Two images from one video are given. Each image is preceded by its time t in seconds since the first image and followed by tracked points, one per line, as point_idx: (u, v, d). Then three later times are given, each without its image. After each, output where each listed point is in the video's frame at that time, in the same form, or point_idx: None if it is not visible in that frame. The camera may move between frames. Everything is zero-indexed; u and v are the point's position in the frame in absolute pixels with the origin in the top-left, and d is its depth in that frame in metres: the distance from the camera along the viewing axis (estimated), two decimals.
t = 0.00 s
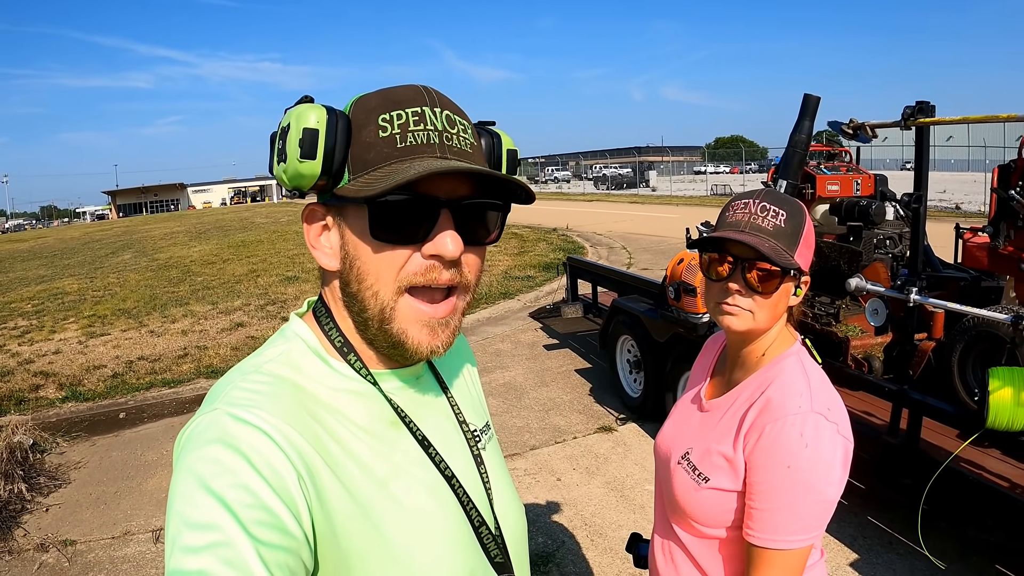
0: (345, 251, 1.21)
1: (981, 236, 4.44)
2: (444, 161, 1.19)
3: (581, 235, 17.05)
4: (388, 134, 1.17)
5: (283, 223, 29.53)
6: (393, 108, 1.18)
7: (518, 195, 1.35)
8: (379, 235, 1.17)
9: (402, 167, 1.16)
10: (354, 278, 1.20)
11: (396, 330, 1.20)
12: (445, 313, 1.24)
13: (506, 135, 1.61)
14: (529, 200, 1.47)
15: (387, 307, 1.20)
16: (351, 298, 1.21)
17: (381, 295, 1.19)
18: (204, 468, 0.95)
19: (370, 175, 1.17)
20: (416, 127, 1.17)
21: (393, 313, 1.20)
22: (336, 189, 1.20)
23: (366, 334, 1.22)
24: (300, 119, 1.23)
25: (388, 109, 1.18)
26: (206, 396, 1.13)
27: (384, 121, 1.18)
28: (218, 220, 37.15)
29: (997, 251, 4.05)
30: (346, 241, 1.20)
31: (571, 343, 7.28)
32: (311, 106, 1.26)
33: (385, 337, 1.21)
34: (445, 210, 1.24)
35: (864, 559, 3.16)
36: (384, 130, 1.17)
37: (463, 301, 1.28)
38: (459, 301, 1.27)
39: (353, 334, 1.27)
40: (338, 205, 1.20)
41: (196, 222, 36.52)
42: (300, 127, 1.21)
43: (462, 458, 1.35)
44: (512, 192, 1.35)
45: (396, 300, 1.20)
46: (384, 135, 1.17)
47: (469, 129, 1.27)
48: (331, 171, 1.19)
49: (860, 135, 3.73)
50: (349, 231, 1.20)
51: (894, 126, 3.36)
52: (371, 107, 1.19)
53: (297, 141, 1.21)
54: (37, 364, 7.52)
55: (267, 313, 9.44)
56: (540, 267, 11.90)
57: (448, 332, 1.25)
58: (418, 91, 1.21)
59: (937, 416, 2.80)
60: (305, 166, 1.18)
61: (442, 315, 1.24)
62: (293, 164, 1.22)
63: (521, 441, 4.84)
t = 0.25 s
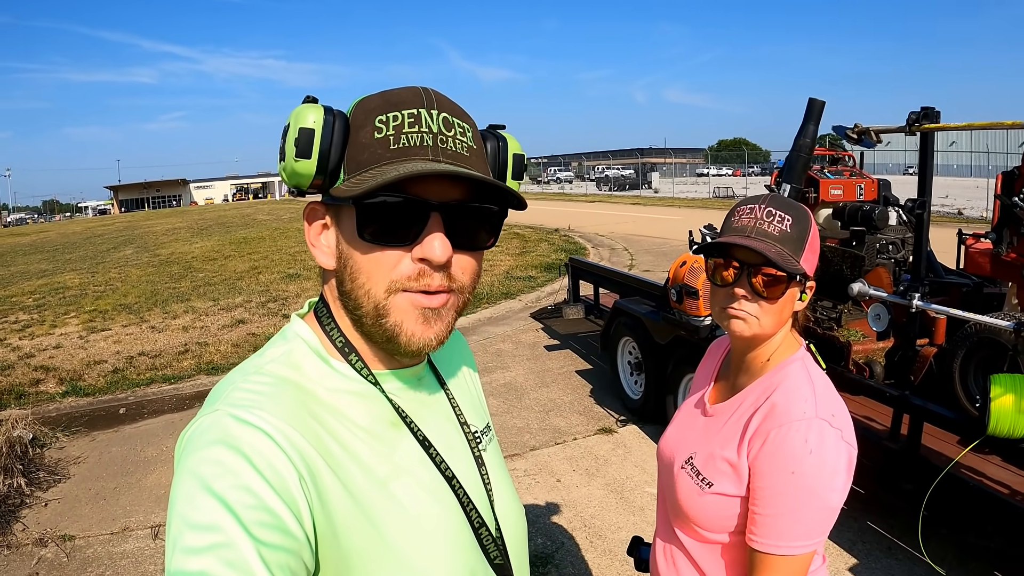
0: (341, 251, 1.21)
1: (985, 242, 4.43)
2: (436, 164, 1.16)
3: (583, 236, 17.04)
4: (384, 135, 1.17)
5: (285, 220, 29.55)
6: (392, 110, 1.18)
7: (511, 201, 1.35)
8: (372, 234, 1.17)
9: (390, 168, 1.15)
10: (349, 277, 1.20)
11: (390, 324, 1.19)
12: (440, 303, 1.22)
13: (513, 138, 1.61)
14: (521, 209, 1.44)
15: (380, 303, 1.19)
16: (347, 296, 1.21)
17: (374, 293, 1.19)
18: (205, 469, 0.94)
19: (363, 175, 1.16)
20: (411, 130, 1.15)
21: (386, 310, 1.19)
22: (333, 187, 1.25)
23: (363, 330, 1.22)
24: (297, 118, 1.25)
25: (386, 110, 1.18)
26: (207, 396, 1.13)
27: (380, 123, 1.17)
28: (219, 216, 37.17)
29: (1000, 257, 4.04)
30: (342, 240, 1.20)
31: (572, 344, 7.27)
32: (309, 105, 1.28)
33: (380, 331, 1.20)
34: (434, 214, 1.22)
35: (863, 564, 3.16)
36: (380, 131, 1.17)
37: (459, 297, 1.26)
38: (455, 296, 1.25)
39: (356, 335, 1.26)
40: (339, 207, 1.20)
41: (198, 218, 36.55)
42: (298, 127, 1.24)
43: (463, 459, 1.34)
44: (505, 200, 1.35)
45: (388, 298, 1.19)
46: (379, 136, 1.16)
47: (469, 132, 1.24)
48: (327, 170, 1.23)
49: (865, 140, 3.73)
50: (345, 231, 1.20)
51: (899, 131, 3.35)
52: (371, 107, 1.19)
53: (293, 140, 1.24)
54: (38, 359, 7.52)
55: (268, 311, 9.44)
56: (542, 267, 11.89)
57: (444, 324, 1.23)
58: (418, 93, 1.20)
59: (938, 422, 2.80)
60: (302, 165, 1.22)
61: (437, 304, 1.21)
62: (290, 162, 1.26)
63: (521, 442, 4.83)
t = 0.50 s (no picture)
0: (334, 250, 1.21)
1: (985, 239, 4.43)
2: (426, 164, 1.16)
3: (583, 235, 17.02)
4: (377, 135, 1.16)
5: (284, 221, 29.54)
6: (385, 109, 1.17)
7: (502, 200, 1.34)
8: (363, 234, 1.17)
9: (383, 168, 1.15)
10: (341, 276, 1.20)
11: (379, 327, 1.19)
12: (428, 309, 1.21)
13: (512, 137, 1.60)
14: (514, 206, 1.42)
15: (368, 305, 1.19)
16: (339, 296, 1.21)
17: (362, 294, 1.19)
18: (203, 469, 0.94)
19: (354, 174, 1.16)
20: (402, 129, 1.15)
21: (374, 311, 1.19)
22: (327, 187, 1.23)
23: (355, 330, 1.22)
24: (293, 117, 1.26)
25: (379, 109, 1.17)
26: (206, 397, 1.12)
27: (373, 122, 1.17)
28: (219, 217, 37.18)
29: (1000, 254, 4.03)
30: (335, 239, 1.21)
31: (573, 343, 7.27)
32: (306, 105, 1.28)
33: (370, 333, 1.20)
34: (427, 213, 1.22)
35: (865, 561, 3.16)
36: (373, 130, 1.16)
37: (450, 300, 1.26)
38: (446, 300, 1.25)
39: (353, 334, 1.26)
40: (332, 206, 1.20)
41: (197, 219, 36.56)
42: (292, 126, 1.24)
43: (462, 459, 1.34)
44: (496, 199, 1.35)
45: (378, 298, 1.19)
46: (372, 135, 1.16)
47: (465, 131, 1.24)
48: (321, 169, 1.23)
49: (864, 138, 3.72)
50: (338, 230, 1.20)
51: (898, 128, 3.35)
52: (365, 106, 1.19)
53: (288, 140, 1.24)
54: (38, 361, 7.52)
55: (268, 311, 9.44)
56: (542, 267, 11.88)
57: (432, 329, 1.23)
58: (412, 92, 1.19)
59: (939, 419, 2.79)
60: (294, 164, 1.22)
61: (425, 309, 1.21)
62: (285, 161, 1.26)
63: (522, 441, 4.83)
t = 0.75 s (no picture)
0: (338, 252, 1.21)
1: (983, 239, 4.43)
2: (436, 165, 1.16)
3: (581, 236, 17.03)
4: (382, 136, 1.17)
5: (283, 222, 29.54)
6: (389, 110, 1.18)
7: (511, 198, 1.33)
8: (368, 237, 1.17)
9: (392, 170, 1.15)
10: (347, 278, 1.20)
11: (387, 329, 1.19)
12: (438, 312, 1.22)
13: (509, 137, 1.60)
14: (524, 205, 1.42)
15: (377, 309, 1.19)
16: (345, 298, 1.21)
17: (370, 297, 1.19)
18: (203, 469, 0.94)
19: (362, 176, 1.16)
20: (410, 130, 1.16)
21: (383, 314, 1.19)
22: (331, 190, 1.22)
23: (361, 331, 1.22)
24: (294, 119, 1.25)
25: (384, 110, 1.18)
26: (205, 397, 1.12)
27: (379, 123, 1.17)
28: (218, 218, 37.19)
29: (998, 254, 4.02)
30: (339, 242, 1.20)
31: (572, 344, 7.28)
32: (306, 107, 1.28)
33: (378, 335, 1.20)
34: (436, 213, 1.22)
35: (864, 561, 3.16)
36: (378, 132, 1.17)
37: (457, 302, 1.27)
38: (453, 301, 1.26)
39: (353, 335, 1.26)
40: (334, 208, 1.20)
41: (196, 220, 36.55)
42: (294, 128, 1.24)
43: (462, 459, 1.34)
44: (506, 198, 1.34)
45: (387, 301, 1.19)
46: (378, 137, 1.17)
47: (468, 132, 1.25)
48: (326, 171, 1.22)
49: (863, 138, 3.73)
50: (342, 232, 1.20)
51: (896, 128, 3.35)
52: (368, 107, 1.19)
53: (292, 142, 1.23)
54: (37, 362, 7.51)
55: (267, 313, 9.44)
56: (541, 268, 11.88)
57: (442, 331, 1.24)
58: (414, 93, 1.20)
59: (938, 419, 2.80)
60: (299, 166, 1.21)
61: (434, 313, 1.22)
62: (288, 164, 1.25)
63: (521, 442, 4.83)
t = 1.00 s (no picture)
0: (343, 255, 1.20)
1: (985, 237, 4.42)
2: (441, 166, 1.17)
3: (583, 236, 17.01)
4: (385, 136, 1.17)
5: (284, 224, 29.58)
6: (390, 111, 1.17)
7: (515, 196, 1.34)
8: (375, 240, 1.17)
9: (398, 172, 1.14)
10: (354, 281, 1.19)
11: (398, 331, 1.19)
12: (447, 309, 1.23)
13: (505, 134, 1.61)
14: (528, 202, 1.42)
15: (387, 310, 1.19)
16: (351, 300, 1.21)
17: (379, 298, 1.19)
18: (202, 469, 0.94)
19: (366, 179, 1.16)
20: (413, 130, 1.16)
21: (393, 317, 1.19)
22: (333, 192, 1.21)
23: (367, 333, 1.21)
24: (293, 121, 1.25)
25: (384, 110, 1.17)
26: (204, 397, 1.12)
27: (380, 123, 1.17)
28: (220, 219, 37.24)
29: (1000, 252, 4.03)
30: (343, 245, 1.20)
31: (573, 344, 7.27)
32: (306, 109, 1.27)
33: (387, 337, 1.20)
34: (441, 214, 1.23)
35: (867, 561, 3.15)
36: (380, 132, 1.17)
37: (464, 298, 1.27)
38: (460, 298, 1.26)
39: (353, 336, 1.26)
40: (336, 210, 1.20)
41: (198, 222, 36.60)
42: (294, 131, 1.23)
43: (462, 460, 1.34)
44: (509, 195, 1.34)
45: (396, 304, 1.19)
46: (380, 138, 1.16)
47: (467, 130, 1.25)
48: (327, 173, 1.20)
49: (864, 136, 3.72)
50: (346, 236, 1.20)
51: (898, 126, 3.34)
52: (367, 107, 1.18)
53: (292, 144, 1.22)
54: (39, 364, 7.52)
55: (268, 314, 9.44)
56: (542, 268, 11.87)
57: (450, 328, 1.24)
58: (413, 92, 1.19)
59: (941, 418, 2.79)
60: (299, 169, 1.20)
61: (444, 310, 1.22)
62: (288, 167, 1.24)
63: (523, 442, 4.83)
